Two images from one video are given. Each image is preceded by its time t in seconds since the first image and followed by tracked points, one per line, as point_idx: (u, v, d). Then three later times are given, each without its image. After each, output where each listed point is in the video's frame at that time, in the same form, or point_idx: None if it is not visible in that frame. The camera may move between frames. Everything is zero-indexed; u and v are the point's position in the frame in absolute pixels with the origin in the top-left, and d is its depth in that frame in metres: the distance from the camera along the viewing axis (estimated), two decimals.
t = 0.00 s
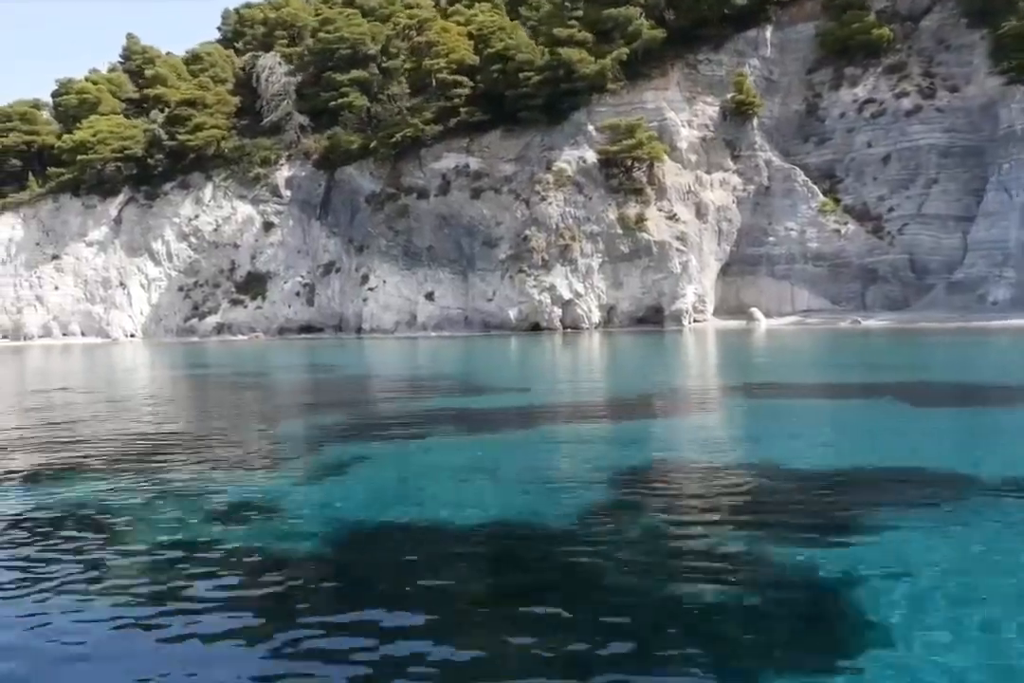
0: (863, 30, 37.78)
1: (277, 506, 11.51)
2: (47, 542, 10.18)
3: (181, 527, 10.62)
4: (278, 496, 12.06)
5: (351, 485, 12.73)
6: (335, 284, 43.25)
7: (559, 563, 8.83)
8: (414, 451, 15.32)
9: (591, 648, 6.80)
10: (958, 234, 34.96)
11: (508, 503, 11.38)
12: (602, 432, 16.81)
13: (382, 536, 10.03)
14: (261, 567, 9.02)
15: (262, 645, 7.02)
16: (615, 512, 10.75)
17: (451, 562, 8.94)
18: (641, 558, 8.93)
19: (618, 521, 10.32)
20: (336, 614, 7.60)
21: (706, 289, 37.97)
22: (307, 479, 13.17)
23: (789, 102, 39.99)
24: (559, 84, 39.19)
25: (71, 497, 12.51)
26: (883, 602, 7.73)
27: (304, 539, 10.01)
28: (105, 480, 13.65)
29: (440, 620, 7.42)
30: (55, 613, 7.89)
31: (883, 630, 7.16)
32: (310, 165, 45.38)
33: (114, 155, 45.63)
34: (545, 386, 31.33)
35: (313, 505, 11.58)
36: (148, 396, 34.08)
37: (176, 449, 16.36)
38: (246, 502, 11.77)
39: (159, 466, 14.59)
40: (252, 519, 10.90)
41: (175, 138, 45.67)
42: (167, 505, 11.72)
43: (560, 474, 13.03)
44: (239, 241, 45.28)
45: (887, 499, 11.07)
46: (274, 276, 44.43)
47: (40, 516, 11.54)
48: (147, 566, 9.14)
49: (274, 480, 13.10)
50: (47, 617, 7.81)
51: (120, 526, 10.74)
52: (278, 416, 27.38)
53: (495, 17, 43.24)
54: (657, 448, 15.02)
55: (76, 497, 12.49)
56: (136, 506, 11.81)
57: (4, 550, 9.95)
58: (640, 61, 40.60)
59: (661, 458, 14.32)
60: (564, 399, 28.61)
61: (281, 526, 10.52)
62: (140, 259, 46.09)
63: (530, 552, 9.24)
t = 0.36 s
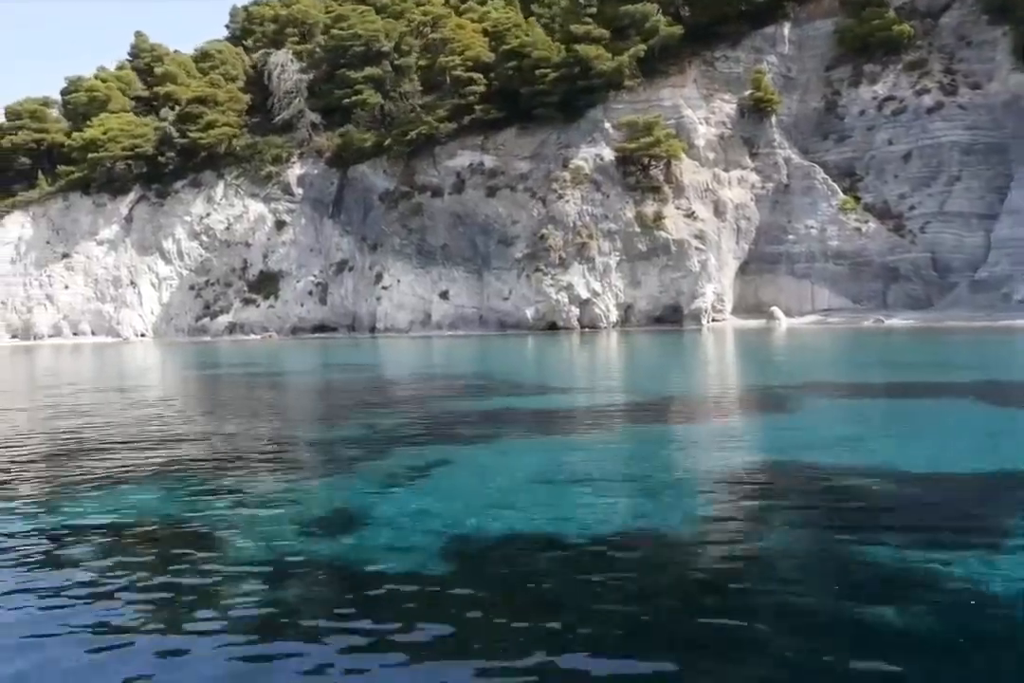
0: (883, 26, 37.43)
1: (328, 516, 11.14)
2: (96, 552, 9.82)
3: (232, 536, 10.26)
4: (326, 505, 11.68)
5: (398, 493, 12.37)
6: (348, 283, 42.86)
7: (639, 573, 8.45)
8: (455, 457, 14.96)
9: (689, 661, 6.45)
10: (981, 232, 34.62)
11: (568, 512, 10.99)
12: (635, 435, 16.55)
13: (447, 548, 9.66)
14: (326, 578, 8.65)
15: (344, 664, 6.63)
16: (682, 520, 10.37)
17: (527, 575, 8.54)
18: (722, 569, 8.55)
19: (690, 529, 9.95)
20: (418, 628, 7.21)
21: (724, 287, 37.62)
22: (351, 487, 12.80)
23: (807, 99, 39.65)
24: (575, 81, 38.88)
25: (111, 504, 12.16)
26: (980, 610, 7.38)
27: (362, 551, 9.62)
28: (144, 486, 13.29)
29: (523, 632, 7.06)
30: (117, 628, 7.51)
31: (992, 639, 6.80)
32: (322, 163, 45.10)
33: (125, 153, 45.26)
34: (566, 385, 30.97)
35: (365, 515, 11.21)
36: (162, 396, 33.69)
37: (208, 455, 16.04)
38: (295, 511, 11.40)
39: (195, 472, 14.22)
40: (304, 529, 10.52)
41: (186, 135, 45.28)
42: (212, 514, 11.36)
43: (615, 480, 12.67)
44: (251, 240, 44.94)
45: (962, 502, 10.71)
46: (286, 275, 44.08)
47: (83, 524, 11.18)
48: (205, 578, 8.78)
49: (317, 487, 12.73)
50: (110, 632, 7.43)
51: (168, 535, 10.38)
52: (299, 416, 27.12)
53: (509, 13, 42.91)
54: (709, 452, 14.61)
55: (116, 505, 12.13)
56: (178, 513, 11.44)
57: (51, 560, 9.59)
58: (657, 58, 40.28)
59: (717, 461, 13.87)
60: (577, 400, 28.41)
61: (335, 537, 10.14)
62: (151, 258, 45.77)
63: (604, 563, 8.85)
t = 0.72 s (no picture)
0: (904, 23, 37.07)
1: (384, 527, 10.75)
2: (149, 567, 9.45)
3: (287, 549, 9.88)
4: (379, 515, 11.30)
5: (449, 501, 11.99)
6: (361, 282, 42.44)
7: (724, 589, 8.10)
8: (497, 463, 14.56)
9: None
10: (1004, 230, 34.28)
11: (632, 521, 10.63)
12: (678, 435, 16.16)
13: (513, 559, 9.31)
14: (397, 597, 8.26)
15: None
16: (753, 528, 10.00)
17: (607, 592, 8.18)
18: (808, 583, 8.20)
19: (765, 539, 9.57)
20: (508, 655, 6.81)
21: (743, 286, 37.25)
22: (399, 495, 12.42)
23: (825, 96, 39.32)
24: (592, 78, 38.55)
25: (155, 517, 11.78)
26: None
27: (429, 565, 9.25)
28: (184, 496, 12.92)
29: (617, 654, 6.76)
30: (188, 651, 7.13)
31: None
32: (334, 160, 44.77)
33: (135, 151, 44.81)
34: (588, 385, 30.67)
35: (421, 525, 10.83)
36: (175, 396, 33.38)
37: (243, 465, 15.67)
38: (348, 522, 11.03)
39: (235, 483, 13.85)
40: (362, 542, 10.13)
41: (197, 133, 44.84)
42: (261, 525, 10.98)
43: (673, 484, 12.29)
44: (262, 238, 44.60)
45: None
46: (298, 274, 43.69)
47: (130, 536, 10.81)
48: (270, 594, 8.40)
49: (364, 497, 12.35)
50: (180, 656, 7.06)
51: (222, 549, 9.99)
52: (320, 416, 26.83)
53: (524, 9, 42.55)
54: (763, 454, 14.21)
55: (159, 517, 11.75)
56: (224, 525, 11.10)
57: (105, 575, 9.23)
58: (674, 55, 39.95)
59: (763, 463, 13.55)
60: (600, 399, 28.14)
61: (397, 551, 9.76)
62: (161, 257, 45.42)
63: (686, 578, 8.48)
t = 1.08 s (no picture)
0: (924, 19, 36.72)
1: (435, 532, 10.39)
2: (198, 574, 9.08)
3: (339, 556, 9.51)
4: (427, 520, 10.93)
5: (498, 505, 11.62)
6: (374, 281, 42.02)
7: (804, 600, 7.77)
8: (540, 466, 14.18)
9: None
10: None
11: (691, 525, 10.27)
12: (720, 437, 15.75)
13: (572, 567, 8.97)
14: (466, 609, 7.90)
15: None
16: (821, 535, 9.65)
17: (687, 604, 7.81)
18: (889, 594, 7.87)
19: (836, 548, 9.23)
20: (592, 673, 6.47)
21: (762, 285, 36.87)
22: (445, 498, 12.06)
23: (843, 94, 38.98)
24: (609, 75, 38.22)
25: (193, 516, 11.42)
26: None
27: (491, 574, 8.88)
28: (219, 495, 12.55)
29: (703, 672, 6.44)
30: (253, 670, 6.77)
31: None
32: (345, 159, 44.39)
33: (145, 148, 44.39)
34: (608, 385, 30.27)
35: (475, 530, 10.46)
36: (188, 396, 32.96)
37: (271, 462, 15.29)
38: (396, 526, 10.66)
39: (269, 479, 13.47)
40: (416, 548, 9.78)
41: (207, 130, 44.41)
42: (308, 528, 10.62)
43: (723, 487, 11.94)
44: (273, 237, 44.21)
45: None
46: (309, 272, 43.30)
47: (171, 536, 10.45)
48: (331, 605, 8.03)
49: (408, 499, 11.98)
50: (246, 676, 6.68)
51: (270, 554, 9.63)
52: (339, 417, 26.44)
53: (540, 6, 42.18)
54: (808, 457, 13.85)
55: (198, 516, 11.38)
56: (268, 527, 10.75)
57: (152, 582, 8.87)
58: (691, 52, 39.61)
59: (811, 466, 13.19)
60: (621, 400, 27.72)
61: (454, 558, 9.39)
62: (171, 256, 45.07)
63: (766, 588, 8.11)
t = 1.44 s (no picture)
0: (945, 16, 36.30)
1: (494, 546, 10.00)
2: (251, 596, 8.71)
3: (398, 578, 9.12)
4: (483, 533, 10.54)
5: (552, 515, 11.24)
6: (387, 281, 41.63)
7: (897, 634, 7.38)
8: (585, 472, 13.77)
9: None
10: None
11: (758, 539, 9.88)
12: (771, 442, 15.34)
13: (643, 590, 8.58)
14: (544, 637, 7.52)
15: None
16: (898, 554, 9.29)
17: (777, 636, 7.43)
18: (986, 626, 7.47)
19: (918, 569, 8.86)
20: None
21: (781, 285, 36.47)
22: (495, 509, 11.67)
23: (862, 91, 38.57)
24: (626, 72, 37.84)
25: (237, 527, 11.03)
26: None
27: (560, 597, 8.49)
28: (260, 504, 12.17)
29: None
30: None
31: None
32: (357, 157, 43.98)
33: (155, 147, 44.01)
34: (630, 386, 29.89)
35: (534, 544, 10.06)
36: (201, 397, 32.61)
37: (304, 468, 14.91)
38: (451, 540, 10.27)
39: (308, 487, 13.08)
40: (475, 566, 9.40)
41: (218, 129, 44.01)
42: (360, 543, 10.24)
43: (782, 496, 11.57)
44: (284, 236, 43.82)
45: None
46: (321, 272, 42.89)
47: (218, 552, 10.06)
48: (400, 635, 7.65)
49: (458, 510, 11.59)
50: None
51: (325, 575, 9.23)
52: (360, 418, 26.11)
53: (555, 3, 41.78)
54: (864, 464, 13.43)
55: (242, 528, 10.99)
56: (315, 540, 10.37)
57: (205, 604, 8.49)
58: (708, 49, 39.17)
59: (875, 474, 12.74)
60: (643, 401, 27.35)
61: (517, 577, 9.00)
62: (182, 256, 44.73)
63: (856, 620, 7.73)
